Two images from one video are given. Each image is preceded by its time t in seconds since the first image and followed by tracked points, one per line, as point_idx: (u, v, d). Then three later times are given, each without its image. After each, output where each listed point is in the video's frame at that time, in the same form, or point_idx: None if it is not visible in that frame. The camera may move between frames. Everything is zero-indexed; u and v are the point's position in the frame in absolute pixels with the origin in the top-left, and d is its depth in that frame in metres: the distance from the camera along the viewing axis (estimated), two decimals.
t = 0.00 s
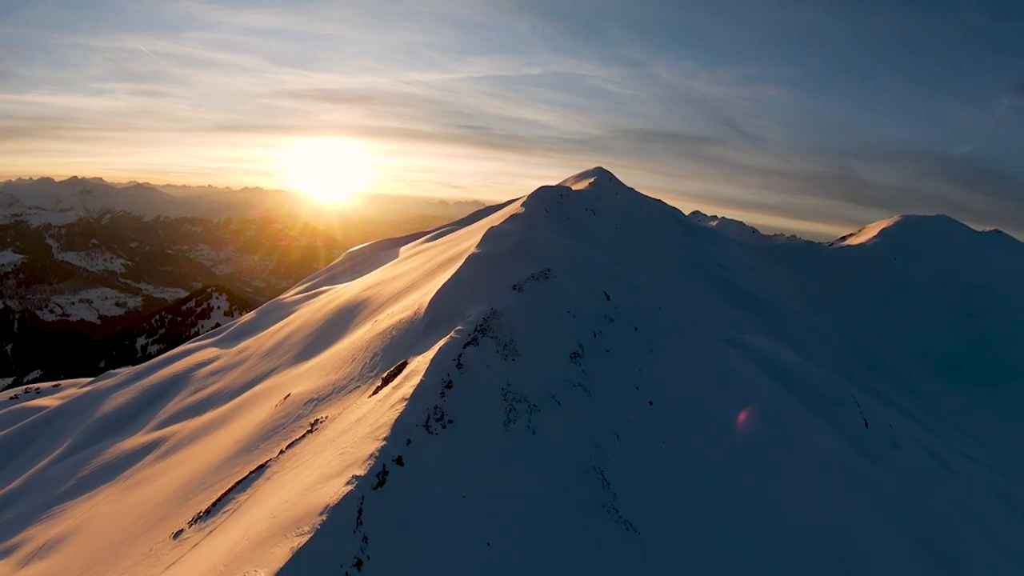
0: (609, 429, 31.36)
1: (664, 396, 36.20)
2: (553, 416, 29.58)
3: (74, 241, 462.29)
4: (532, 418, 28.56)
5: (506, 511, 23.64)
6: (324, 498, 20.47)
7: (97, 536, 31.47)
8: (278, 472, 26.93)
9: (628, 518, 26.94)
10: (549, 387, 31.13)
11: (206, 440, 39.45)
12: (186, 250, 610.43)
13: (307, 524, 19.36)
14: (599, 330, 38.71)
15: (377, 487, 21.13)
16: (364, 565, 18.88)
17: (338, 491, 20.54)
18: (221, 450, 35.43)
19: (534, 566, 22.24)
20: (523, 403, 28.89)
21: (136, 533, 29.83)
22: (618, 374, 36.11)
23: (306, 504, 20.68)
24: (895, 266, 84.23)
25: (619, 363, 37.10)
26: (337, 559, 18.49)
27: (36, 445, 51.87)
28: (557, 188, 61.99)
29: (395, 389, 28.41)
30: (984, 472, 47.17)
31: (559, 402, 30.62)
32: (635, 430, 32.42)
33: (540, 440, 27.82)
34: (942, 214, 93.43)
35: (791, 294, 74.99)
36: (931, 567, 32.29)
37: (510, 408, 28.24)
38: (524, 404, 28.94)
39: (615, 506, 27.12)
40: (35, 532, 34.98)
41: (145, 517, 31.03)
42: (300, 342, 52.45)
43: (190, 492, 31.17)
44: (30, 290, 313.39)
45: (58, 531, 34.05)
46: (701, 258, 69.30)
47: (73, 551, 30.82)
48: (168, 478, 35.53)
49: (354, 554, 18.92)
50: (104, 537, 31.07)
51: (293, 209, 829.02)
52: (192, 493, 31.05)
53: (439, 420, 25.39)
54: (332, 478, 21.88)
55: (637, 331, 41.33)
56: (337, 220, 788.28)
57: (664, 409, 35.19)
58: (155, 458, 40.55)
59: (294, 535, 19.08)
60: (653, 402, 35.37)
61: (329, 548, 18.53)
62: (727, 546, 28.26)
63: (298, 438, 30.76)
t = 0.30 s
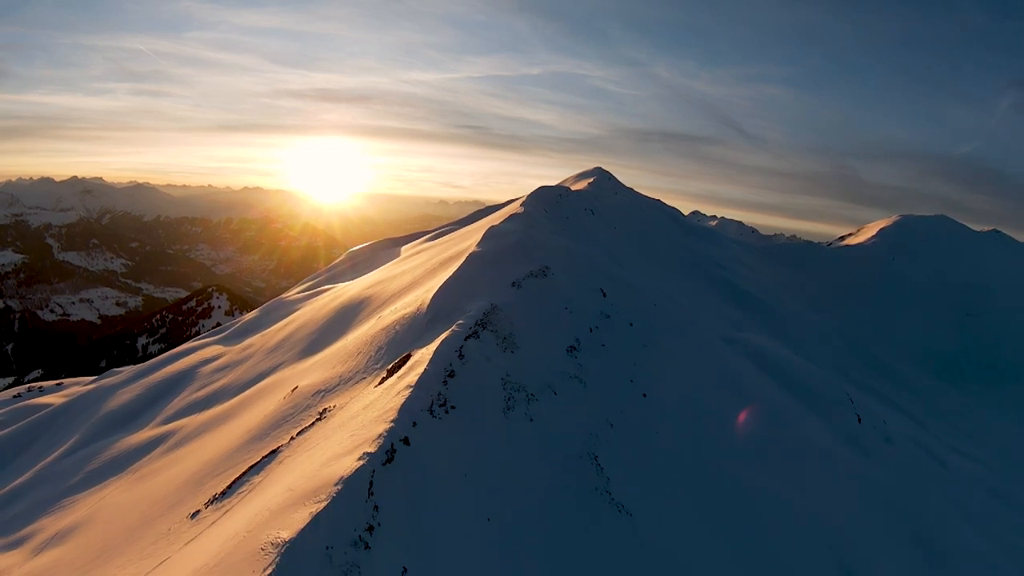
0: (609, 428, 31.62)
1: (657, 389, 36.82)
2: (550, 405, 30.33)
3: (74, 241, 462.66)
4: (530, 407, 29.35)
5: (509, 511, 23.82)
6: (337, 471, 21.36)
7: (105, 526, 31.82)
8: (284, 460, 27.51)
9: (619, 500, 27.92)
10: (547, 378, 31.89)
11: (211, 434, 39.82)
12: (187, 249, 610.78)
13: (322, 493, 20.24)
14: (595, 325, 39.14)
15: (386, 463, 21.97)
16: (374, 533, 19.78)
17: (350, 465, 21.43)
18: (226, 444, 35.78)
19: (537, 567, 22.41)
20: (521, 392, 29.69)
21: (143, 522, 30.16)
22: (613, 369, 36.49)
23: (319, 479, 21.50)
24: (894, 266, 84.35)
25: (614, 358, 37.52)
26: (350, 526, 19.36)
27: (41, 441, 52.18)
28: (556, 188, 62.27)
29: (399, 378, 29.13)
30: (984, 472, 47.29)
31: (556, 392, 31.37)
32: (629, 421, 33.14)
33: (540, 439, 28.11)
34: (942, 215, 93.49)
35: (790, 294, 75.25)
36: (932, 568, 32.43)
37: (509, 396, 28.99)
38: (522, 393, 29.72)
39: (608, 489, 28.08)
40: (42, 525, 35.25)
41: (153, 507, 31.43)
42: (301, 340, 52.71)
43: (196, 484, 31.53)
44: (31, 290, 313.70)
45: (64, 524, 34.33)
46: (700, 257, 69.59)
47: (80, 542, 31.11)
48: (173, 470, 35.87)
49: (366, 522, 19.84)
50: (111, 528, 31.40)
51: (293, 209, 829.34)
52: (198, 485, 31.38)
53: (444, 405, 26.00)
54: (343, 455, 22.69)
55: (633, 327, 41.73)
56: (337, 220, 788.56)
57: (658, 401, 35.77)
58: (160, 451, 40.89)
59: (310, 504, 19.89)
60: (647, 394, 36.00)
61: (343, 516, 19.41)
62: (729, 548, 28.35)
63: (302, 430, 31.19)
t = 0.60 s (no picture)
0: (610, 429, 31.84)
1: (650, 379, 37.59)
2: (547, 395, 30.94)
3: (74, 241, 462.76)
4: (528, 396, 29.99)
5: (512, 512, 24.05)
6: (349, 448, 22.73)
7: (112, 516, 32.18)
8: (291, 448, 28.11)
9: (613, 483, 28.70)
10: (543, 368, 32.51)
11: (216, 428, 40.17)
12: (187, 250, 610.92)
13: (337, 466, 21.76)
14: (591, 321, 39.55)
15: (395, 441, 23.26)
16: (384, 502, 21.30)
17: (361, 442, 22.89)
18: (231, 437, 36.19)
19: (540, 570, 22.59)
20: (519, 381, 30.37)
21: (149, 511, 30.50)
22: (609, 362, 36.96)
23: (332, 454, 22.85)
24: (894, 266, 84.52)
25: (609, 351, 38.04)
26: (363, 496, 20.83)
27: (47, 436, 52.51)
28: (555, 188, 62.41)
29: (402, 368, 30.26)
30: (984, 472, 47.47)
31: (553, 382, 32.00)
32: (624, 412, 33.77)
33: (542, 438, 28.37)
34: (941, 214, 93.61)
35: (789, 294, 75.48)
36: (932, 569, 32.64)
37: (507, 385, 29.69)
38: (520, 383, 30.35)
39: (603, 475, 28.75)
40: (49, 517, 35.59)
41: (160, 496, 31.87)
42: (303, 337, 53.04)
43: (201, 475, 31.90)
44: (31, 289, 313.78)
45: (71, 515, 34.68)
46: (699, 257, 69.77)
47: (87, 532, 31.44)
48: (179, 462, 36.27)
49: (378, 491, 21.36)
50: (118, 518, 31.74)
51: (292, 209, 829.88)
52: (204, 475, 31.76)
53: (446, 392, 26.99)
54: (353, 435, 24.07)
55: (628, 324, 42.00)
56: (337, 220, 788.88)
57: (651, 393, 36.43)
58: (165, 445, 41.30)
59: (326, 475, 21.39)
60: (641, 386, 36.60)
61: (356, 488, 20.87)
62: (731, 548, 28.48)
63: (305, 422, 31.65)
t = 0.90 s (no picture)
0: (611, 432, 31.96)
1: (644, 374, 38.12)
2: (544, 386, 31.77)
3: (74, 241, 462.81)
4: (526, 385, 30.91)
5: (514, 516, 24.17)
6: (358, 429, 23.87)
7: (119, 508, 32.44)
8: (297, 437, 28.59)
9: (607, 469, 29.51)
10: (540, 360, 33.32)
11: (220, 422, 40.45)
12: (187, 250, 611.06)
13: (349, 443, 22.86)
14: (588, 317, 40.03)
15: (401, 423, 24.41)
16: (393, 477, 22.39)
17: (370, 424, 24.01)
18: (236, 431, 36.47)
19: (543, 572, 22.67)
20: (518, 372, 31.25)
21: (154, 503, 30.70)
22: (605, 357, 37.53)
23: (342, 436, 23.98)
24: (892, 266, 84.68)
25: (604, 345, 38.63)
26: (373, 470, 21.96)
27: (52, 433, 52.65)
28: (554, 188, 62.63)
29: (405, 360, 31.22)
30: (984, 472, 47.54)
31: (549, 373, 32.85)
32: (620, 404, 34.37)
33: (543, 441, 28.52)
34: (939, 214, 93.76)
35: (788, 293, 75.77)
36: (934, 569, 32.73)
37: (507, 375, 30.61)
38: (518, 374, 31.19)
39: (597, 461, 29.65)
40: (56, 511, 35.85)
41: (166, 487, 32.15)
42: (305, 335, 53.31)
43: (207, 468, 32.24)
44: (31, 289, 313.78)
45: (77, 509, 34.91)
46: (698, 257, 70.04)
47: (95, 522, 31.74)
48: (184, 456, 36.55)
49: (386, 467, 22.45)
50: (123, 510, 31.95)
51: (292, 208, 829.77)
52: (213, 465, 32.19)
53: (448, 380, 27.98)
54: (362, 418, 25.13)
55: (624, 320, 42.36)
56: (337, 220, 788.99)
57: (646, 385, 37.12)
58: (171, 439, 41.56)
59: (337, 452, 22.45)
60: (634, 379, 37.23)
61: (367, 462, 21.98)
62: (731, 548, 28.58)
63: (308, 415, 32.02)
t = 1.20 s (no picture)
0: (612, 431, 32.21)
1: (640, 368, 38.60)
2: (541, 377, 32.32)
3: (74, 240, 462.78)
4: (524, 376, 31.53)
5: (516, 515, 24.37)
6: (367, 413, 24.59)
7: (128, 500, 32.82)
8: (305, 427, 29.09)
9: (601, 456, 30.19)
10: (538, 353, 33.91)
11: (225, 416, 40.84)
12: (187, 250, 611.11)
13: (360, 424, 23.61)
14: (585, 313, 40.36)
15: (407, 408, 24.94)
16: (400, 455, 23.12)
17: (378, 407, 24.71)
18: (241, 424, 36.84)
19: (547, 572, 22.87)
20: (516, 363, 31.91)
21: (162, 493, 31.06)
22: (600, 351, 37.97)
23: (352, 418, 24.74)
24: (891, 266, 84.87)
25: (601, 339, 39.13)
26: (383, 447, 22.70)
27: (58, 429, 52.97)
28: (553, 188, 62.74)
29: (408, 352, 31.79)
30: (982, 472, 47.75)
31: (546, 365, 33.42)
32: (616, 397, 34.90)
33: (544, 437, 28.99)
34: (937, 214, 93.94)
35: (787, 293, 76.00)
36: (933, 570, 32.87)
37: (506, 366, 31.26)
38: (515, 364, 31.85)
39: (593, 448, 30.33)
40: (65, 504, 36.19)
41: (175, 478, 32.56)
42: (308, 332, 53.62)
43: (214, 460, 32.62)
44: (31, 289, 313.72)
45: (85, 502, 35.22)
46: (697, 257, 70.21)
47: (107, 513, 32.17)
48: (191, 449, 36.92)
49: (394, 445, 23.16)
50: (131, 502, 32.32)
51: (292, 208, 830.05)
52: (224, 455, 32.67)
53: (450, 369, 28.58)
54: (371, 403, 25.90)
55: (620, 316, 42.68)
56: (337, 220, 789.30)
57: (640, 377, 37.76)
58: (178, 432, 41.93)
59: (349, 432, 23.18)
60: (629, 372, 37.75)
61: (376, 440, 22.69)
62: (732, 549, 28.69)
63: (313, 408, 32.44)
